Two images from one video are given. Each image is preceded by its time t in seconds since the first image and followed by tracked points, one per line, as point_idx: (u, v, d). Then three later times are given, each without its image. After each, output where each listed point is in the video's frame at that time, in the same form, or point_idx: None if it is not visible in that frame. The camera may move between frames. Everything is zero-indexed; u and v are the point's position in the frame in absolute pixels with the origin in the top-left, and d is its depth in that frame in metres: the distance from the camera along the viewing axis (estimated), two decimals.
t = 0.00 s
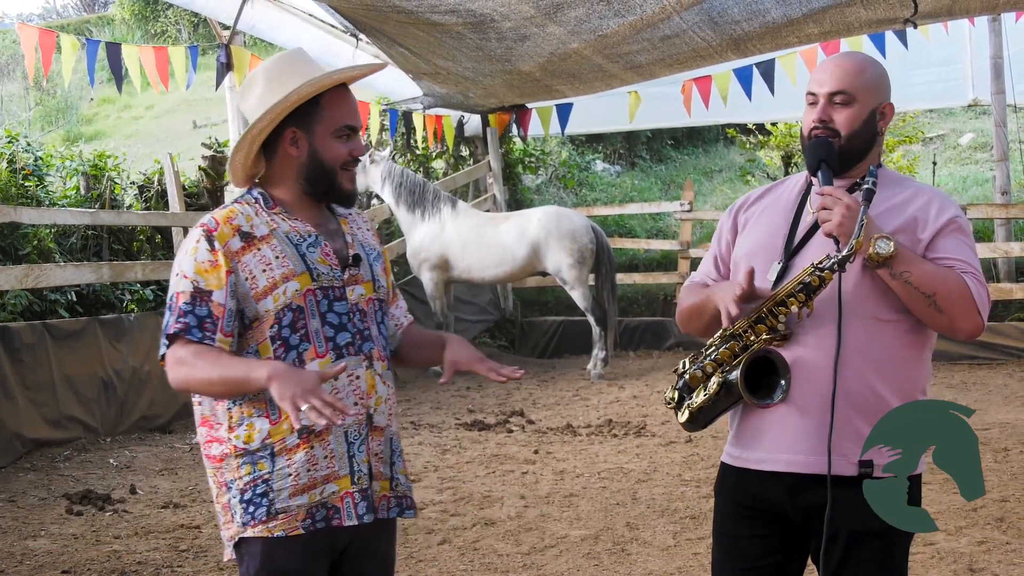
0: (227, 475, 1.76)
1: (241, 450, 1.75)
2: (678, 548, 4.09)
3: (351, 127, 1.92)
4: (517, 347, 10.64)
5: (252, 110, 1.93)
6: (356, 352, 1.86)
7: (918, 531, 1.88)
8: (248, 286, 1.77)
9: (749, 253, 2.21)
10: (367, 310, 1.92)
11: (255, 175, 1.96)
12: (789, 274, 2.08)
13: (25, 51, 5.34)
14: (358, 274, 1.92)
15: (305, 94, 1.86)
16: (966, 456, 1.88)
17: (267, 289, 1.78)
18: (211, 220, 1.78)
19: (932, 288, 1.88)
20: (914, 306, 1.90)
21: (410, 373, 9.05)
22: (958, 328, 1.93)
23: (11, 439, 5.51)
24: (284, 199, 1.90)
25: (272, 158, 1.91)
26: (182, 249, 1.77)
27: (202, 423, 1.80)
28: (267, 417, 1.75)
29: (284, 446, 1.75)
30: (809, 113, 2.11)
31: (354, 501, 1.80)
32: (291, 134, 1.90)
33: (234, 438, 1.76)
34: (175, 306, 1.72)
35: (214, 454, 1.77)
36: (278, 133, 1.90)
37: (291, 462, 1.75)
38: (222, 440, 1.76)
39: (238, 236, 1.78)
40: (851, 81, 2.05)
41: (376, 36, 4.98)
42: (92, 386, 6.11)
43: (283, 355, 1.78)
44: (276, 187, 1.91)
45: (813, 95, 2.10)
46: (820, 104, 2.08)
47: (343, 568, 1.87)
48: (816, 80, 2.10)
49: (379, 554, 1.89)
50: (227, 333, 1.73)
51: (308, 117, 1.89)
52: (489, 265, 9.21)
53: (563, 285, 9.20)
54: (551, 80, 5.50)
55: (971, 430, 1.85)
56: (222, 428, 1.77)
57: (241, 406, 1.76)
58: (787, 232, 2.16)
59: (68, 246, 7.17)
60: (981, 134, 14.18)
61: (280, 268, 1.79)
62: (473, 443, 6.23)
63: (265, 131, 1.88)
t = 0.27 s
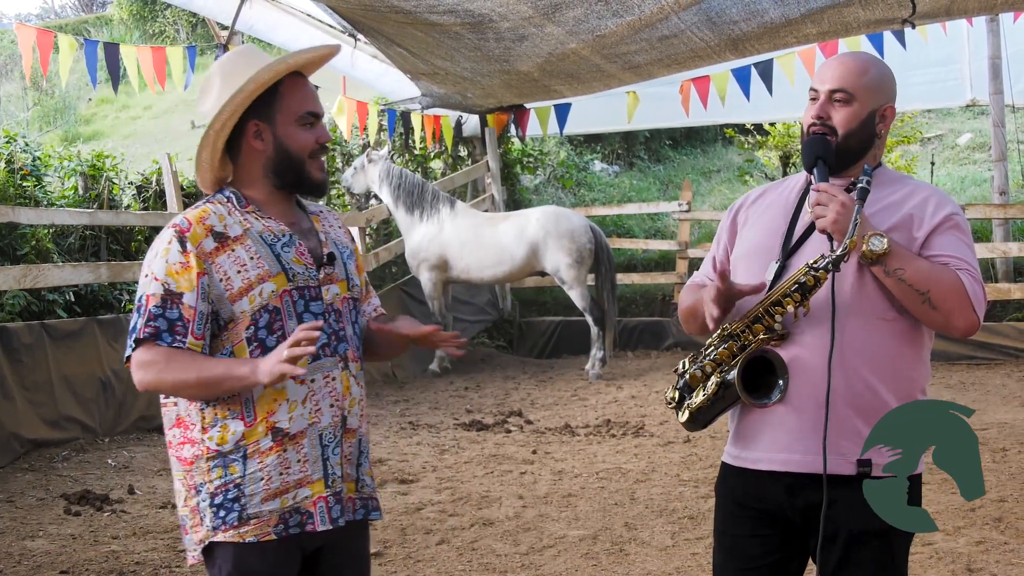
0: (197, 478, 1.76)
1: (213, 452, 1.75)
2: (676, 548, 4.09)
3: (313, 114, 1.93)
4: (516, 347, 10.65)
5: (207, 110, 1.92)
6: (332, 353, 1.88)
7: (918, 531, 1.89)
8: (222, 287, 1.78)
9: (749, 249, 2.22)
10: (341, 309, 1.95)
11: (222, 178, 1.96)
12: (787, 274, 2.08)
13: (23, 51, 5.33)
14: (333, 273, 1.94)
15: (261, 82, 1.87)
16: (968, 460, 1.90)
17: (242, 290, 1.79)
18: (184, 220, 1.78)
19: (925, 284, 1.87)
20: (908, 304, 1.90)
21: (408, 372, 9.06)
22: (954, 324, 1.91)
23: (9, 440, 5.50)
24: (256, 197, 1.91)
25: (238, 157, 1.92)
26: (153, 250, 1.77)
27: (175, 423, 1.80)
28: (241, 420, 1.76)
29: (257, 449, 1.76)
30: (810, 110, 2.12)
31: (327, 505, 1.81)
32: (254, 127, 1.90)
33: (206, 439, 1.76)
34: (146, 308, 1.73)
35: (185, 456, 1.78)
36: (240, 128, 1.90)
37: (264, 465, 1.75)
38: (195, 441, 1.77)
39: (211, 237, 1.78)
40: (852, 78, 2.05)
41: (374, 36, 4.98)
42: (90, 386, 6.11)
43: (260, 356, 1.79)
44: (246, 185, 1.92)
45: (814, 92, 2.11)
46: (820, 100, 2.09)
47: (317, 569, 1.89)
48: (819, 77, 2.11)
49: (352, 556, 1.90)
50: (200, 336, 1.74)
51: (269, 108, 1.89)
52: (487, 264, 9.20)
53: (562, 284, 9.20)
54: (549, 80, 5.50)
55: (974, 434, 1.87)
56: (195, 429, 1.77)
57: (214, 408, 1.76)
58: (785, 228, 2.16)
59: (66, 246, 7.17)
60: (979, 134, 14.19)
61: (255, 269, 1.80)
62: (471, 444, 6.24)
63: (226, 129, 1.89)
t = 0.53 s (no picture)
0: (174, 484, 1.75)
1: (191, 457, 1.75)
2: (676, 548, 4.09)
3: (284, 111, 1.94)
4: (515, 347, 10.65)
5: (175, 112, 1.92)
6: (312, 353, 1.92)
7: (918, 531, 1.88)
8: (205, 288, 1.78)
9: (750, 251, 2.22)
10: (320, 310, 1.98)
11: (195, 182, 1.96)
12: (788, 274, 2.08)
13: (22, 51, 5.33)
14: (311, 275, 1.97)
15: (231, 78, 1.88)
16: (967, 457, 1.85)
17: (224, 292, 1.79)
18: (166, 220, 1.78)
19: (925, 287, 1.87)
20: (908, 306, 1.90)
21: (407, 372, 9.07)
22: (954, 328, 1.92)
23: (8, 440, 5.50)
24: (233, 200, 1.93)
25: (211, 156, 1.93)
26: (137, 249, 1.76)
27: (149, 430, 1.80)
28: (219, 423, 1.77)
29: (235, 453, 1.76)
30: (812, 112, 2.11)
31: (305, 508, 1.83)
32: (226, 126, 1.91)
33: (183, 445, 1.76)
34: (138, 307, 1.71)
35: (160, 461, 1.77)
36: (210, 128, 1.91)
37: (243, 469, 1.76)
38: (171, 447, 1.77)
39: (193, 237, 1.79)
40: (853, 79, 2.05)
41: (373, 35, 4.98)
42: (90, 386, 6.11)
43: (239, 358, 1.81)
44: (222, 188, 1.94)
45: (815, 94, 2.10)
46: (823, 102, 2.08)
47: (300, 569, 1.92)
48: (819, 79, 2.10)
49: (333, 554, 1.93)
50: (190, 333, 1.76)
51: (239, 106, 1.91)
52: (487, 264, 9.20)
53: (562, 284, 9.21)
54: (549, 80, 5.50)
55: (972, 432, 1.83)
56: (171, 434, 1.77)
57: (191, 412, 1.76)
58: (787, 231, 2.16)
59: (65, 246, 7.17)
60: (978, 134, 14.19)
61: (237, 270, 1.81)
62: (470, 444, 6.24)
63: (197, 127, 1.89)
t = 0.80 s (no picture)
0: (167, 488, 1.75)
1: (184, 461, 1.75)
2: (676, 548, 4.09)
3: (278, 111, 1.95)
4: (515, 347, 10.65)
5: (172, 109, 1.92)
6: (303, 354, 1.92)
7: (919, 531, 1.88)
8: (198, 288, 1.78)
9: (754, 252, 2.22)
10: (311, 310, 1.98)
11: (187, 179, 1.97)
12: (792, 275, 2.08)
13: (22, 51, 5.33)
14: (302, 275, 1.97)
15: (229, 77, 1.89)
16: (966, 458, 1.86)
17: (217, 293, 1.79)
18: (158, 218, 1.77)
19: (928, 287, 1.87)
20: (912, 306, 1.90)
21: (406, 373, 9.07)
22: (960, 326, 1.89)
23: (8, 439, 5.50)
24: (224, 198, 1.93)
25: (204, 155, 1.94)
26: (129, 248, 1.75)
27: (137, 432, 1.80)
28: (212, 425, 1.76)
29: (229, 455, 1.76)
30: (801, 118, 2.13)
31: (302, 509, 1.84)
32: (219, 126, 1.91)
33: (176, 448, 1.75)
34: (129, 308, 1.71)
35: (151, 465, 1.76)
36: (204, 126, 1.91)
37: (238, 471, 1.76)
38: (163, 450, 1.76)
39: (186, 237, 1.78)
40: (834, 75, 2.06)
41: (373, 35, 4.98)
42: (90, 386, 6.11)
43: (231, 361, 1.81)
44: (213, 187, 1.93)
45: (801, 100, 2.11)
46: (810, 107, 2.09)
47: (295, 569, 1.93)
48: (801, 85, 2.11)
49: (327, 554, 1.95)
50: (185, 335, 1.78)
51: (233, 105, 1.91)
52: (488, 264, 9.20)
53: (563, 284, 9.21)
54: (549, 80, 5.50)
55: (972, 432, 1.83)
56: (162, 437, 1.77)
57: (183, 415, 1.76)
58: (789, 236, 2.16)
59: (65, 246, 7.18)
60: (978, 134, 14.20)
61: (230, 270, 1.81)
62: (470, 443, 6.24)
63: (192, 125, 1.89)
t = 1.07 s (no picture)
0: (170, 491, 1.74)
1: (189, 462, 1.74)
2: (675, 548, 4.09)
3: (276, 112, 1.96)
4: (515, 347, 10.66)
5: (171, 110, 1.92)
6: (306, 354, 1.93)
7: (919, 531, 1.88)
8: (200, 289, 1.78)
9: (751, 254, 2.22)
10: (310, 309, 1.99)
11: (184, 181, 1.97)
12: (792, 277, 2.10)
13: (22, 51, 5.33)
14: (302, 275, 1.99)
15: (229, 78, 1.89)
16: (966, 456, 1.84)
17: (219, 294, 1.79)
18: (158, 219, 1.76)
19: (929, 283, 1.87)
20: (913, 304, 1.90)
21: (406, 373, 9.07)
22: (963, 321, 1.91)
23: (8, 439, 5.50)
24: (221, 199, 1.93)
25: (202, 156, 1.94)
26: (130, 250, 1.75)
27: (138, 435, 1.79)
28: (217, 426, 1.77)
29: (235, 456, 1.77)
30: (790, 125, 2.13)
31: (309, 509, 1.85)
32: (218, 127, 1.92)
33: (181, 450, 1.75)
34: (133, 310, 1.71)
35: (154, 468, 1.75)
36: (203, 126, 1.92)
37: (244, 472, 1.77)
38: (167, 452, 1.75)
39: (188, 238, 1.78)
40: (818, 80, 2.06)
41: (373, 35, 4.98)
42: (90, 386, 6.12)
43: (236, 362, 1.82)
44: (211, 188, 1.93)
45: (788, 107, 2.11)
46: (798, 115, 2.09)
47: (296, 569, 1.93)
48: (788, 89, 2.11)
49: (329, 554, 1.95)
50: (188, 336, 1.77)
51: (232, 106, 1.91)
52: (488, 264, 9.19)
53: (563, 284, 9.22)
54: (548, 80, 5.50)
55: (972, 432, 1.83)
56: (166, 440, 1.76)
57: (188, 416, 1.75)
58: (788, 236, 2.16)
59: (65, 246, 7.18)
60: (978, 135, 14.20)
61: (232, 271, 1.82)
62: (470, 443, 6.24)
63: (190, 126, 1.89)
